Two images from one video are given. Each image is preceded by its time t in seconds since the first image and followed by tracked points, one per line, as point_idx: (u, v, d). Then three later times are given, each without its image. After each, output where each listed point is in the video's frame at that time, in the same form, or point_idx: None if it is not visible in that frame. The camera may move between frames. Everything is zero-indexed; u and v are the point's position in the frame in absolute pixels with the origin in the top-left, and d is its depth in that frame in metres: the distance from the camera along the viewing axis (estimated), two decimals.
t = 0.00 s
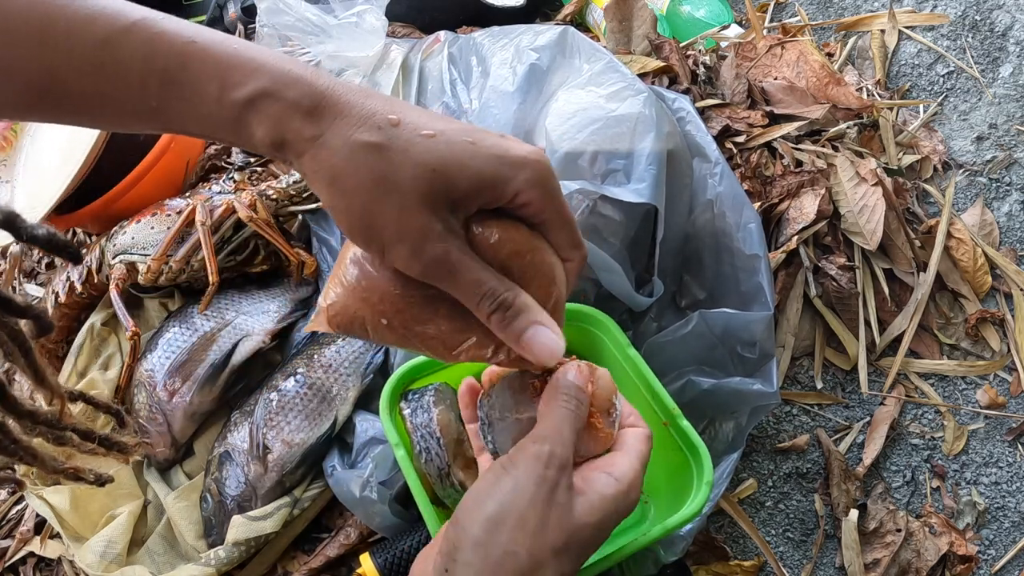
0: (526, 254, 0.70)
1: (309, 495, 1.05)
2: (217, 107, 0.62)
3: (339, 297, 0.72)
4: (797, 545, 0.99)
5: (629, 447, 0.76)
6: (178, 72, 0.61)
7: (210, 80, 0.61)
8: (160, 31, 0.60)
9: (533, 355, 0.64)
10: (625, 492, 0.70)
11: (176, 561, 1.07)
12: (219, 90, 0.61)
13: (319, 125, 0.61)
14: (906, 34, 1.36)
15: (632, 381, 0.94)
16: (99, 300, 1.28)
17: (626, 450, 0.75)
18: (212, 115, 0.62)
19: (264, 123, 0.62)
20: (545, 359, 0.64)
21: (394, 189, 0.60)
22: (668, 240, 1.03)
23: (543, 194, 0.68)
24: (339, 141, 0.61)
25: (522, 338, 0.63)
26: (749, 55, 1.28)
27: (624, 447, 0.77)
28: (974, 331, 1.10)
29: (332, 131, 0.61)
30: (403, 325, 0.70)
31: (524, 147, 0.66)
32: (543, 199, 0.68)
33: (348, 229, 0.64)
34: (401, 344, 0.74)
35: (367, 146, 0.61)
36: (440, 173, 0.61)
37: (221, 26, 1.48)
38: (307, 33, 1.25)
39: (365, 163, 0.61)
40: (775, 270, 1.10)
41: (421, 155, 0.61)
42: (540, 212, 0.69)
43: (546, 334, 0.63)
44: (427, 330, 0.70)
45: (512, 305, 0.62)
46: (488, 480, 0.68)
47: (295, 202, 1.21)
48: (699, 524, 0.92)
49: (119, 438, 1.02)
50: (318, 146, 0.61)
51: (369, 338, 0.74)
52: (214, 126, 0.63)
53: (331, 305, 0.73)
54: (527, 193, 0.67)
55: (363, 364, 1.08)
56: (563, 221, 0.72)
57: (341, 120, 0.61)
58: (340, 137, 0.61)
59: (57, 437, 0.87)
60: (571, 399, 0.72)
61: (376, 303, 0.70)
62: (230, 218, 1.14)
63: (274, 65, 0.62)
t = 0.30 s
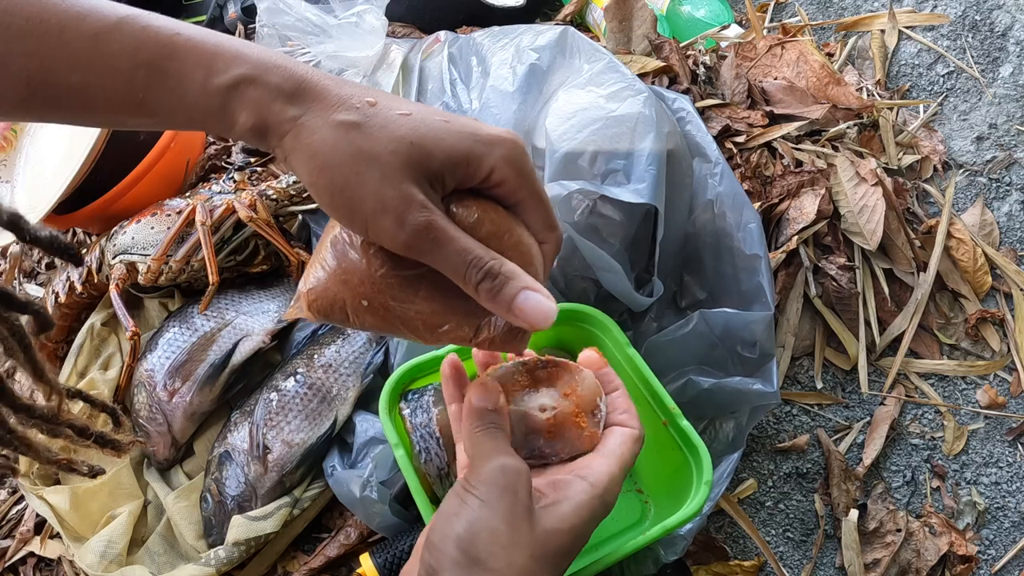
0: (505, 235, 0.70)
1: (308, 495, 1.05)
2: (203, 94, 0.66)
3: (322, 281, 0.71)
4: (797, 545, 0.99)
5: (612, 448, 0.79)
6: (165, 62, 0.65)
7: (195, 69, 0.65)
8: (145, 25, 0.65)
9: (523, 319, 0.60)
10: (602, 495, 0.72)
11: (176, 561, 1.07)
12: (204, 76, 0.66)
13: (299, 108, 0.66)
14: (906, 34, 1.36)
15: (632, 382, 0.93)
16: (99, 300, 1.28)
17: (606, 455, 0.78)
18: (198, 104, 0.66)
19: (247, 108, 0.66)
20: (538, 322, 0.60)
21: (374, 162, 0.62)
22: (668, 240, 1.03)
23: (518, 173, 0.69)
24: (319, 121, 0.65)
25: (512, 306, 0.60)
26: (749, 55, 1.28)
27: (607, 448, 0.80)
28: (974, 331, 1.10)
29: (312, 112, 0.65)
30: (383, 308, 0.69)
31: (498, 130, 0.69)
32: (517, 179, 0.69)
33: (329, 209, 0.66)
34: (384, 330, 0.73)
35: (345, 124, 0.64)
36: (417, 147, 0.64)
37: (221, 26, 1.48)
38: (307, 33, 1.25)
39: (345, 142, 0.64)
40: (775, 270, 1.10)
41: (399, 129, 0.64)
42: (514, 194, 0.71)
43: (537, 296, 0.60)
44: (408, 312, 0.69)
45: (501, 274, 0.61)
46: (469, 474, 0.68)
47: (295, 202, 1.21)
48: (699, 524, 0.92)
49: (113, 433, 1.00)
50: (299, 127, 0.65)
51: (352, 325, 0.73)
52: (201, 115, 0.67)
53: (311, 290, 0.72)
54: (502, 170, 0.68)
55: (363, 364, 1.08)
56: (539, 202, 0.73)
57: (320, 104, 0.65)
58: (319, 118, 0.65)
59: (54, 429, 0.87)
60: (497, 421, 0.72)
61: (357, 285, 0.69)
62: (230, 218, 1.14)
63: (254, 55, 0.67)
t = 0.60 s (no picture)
0: (497, 230, 0.70)
1: (308, 495, 1.05)
2: (199, 98, 0.67)
3: (321, 283, 0.72)
4: (797, 545, 0.99)
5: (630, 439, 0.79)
6: (163, 67, 0.67)
7: (190, 73, 0.67)
8: (142, 32, 0.67)
9: (518, 307, 0.61)
10: (629, 501, 0.71)
11: (176, 561, 1.07)
12: (200, 80, 0.67)
13: (293, 108, 0.67)
14: (906, 34, 1.36)
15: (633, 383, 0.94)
16: (98, 300, 1.28)
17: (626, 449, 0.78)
18: (195, 107, 0.68)
19: (242, 110, 0.67)
20: (534, 309, 0.60)
21: (367, 159, 0.63)
22: (668, 240, 1.03)
23: (507, 167, 0.70)
24: (312, 120, 0.66)
25: (507, 295, 0.60)
26: (749, 55, 1.28)
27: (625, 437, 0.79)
28: (974, 331, 1.10)
29: (305, 111, 0.66)
30: (380, 305, 0.70)
31: (487, 126, 0.70)
32: (506, 174, 0.70)
33: (325, 206, 0.67)
34: (383, 327, 0.73)
35: (339, 123, 0.65)
36: (409, 144, 0.64)
37: (221, 26, 1.48)
38: (307, 33, 1.25)
39: (337, 138, 0.65)
40: (775, 270, 1.10)
41: (391, 127, 0.65)
42: (503, 189, 0.72)
43: (531, 284, 0.60)
44: (404, 308, 0.69)
45: (495, 263, 0.60)
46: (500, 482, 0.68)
47: (295, 202, 1.21)
48: (699, 524, 0.92)
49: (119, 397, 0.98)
50: (293, 126, 0.66)
51: (351, 324, 0.74)
52: (198, 118, 0.69)
53: (310, 291, 0.73)
54: (492, 164, 0.69)
55: (363, 364, 1.08)
56: (530, 196, 0.74)
57: (313, 104, 0.66)
58: (312, 117, 0.66)
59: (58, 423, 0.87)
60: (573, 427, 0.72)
61: (353, 283, 0.70)
62: (230, 217, 1.14)
63: (248, 59, 0.69)
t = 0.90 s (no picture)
0: (487, 227, 0.69)
1: (308, 495, 1.05)
2: (189, 99, 0.68)
3: (314, 286, 0.71)
4: (797, 545, 0.99)
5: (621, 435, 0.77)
6: (153, 70, 0.67)
7: (180, 76, 0.67)
8: (133, 36, 0.67)
9: (510, 303, 0.61)
10: (619, 506, 0.69)
11: (176, 561, 1.06)
12: (190, 82, 0.67)
13: (282, 109, 0.67)
14: (906, 34, 1.36)
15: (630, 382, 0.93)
16: (99, 300, 1.28)
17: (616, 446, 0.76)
18: (185, 109, 0.68)
19: (232, 111, 0.67)
20: (525, 304, 0.61)
21: (356, 157, 0.63)
22: (669, 240, 1.03)
23: (497, 164, 0.70)
24: (302, 121, 0.66)
25: (498, 290, 0.61)
26: (749, 55, 1.28)
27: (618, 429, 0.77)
28: (974, 331, 1.10)
29: (295, 112, 0.66)
30: (371, 305, 0.69)
31: (476, 125, 0.70)
32: (496, 172, 0.70)
33: (316, 206, 0.67)
34: (377, 330, 0.72)
35: (329, 122, 0.65)
36: (398, 142, 0.65)
37: (221, 26, 1.48)
38: (307, 33, 1.25)
39: (327, 138, 0.65)
40: (775, 270, 1.10)
41: (380, 125, 0.65)
42: (493, 187, 0.71)
43: (521, 279, 0.60)
44: (394, 308, 0.69)
45: (485, 259, 0.61)
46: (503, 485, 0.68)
47: (295, 202, 1.21)
48: (699, 524, 0.92)
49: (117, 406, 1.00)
50: (283, 127, 0.66)
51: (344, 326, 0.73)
52: (188, 120, 0.69)
53: (303, 293, 0.72)
54: (481, 162, 0.69)
55: (363, 364, 1.08)
56: (521, 195, 0.73)
57: (303, 105, 0.67)
58: (302, 117, 0.66)
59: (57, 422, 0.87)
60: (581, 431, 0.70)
61: (345, 283, 0.69)
62: (230, 217, 1.14)
63: (238, 62, 0.69)
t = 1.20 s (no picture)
0: (469, 218, 0.71)
1: (308, 495, 1.05)
2: (172, 93, 0.67)
3: (301, 287, 0.71)
4: (797, 545, 0.99)
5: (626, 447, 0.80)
6: (137, 64, 0.66)
7: (163, 70, 0.67)
8: (112, 33, 0.66)
9: (472, 307, 0.67)
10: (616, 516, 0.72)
11: (176, 561, 1.07)
12: (174, 76, 0.67)
13: (264, 100, 0.67)
14: (906, 34, 1.36)
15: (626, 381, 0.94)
16: (98, 300, 1.28)
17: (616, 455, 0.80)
18: (169, 104, 0.67)
19: (215, 103, 0.67)
20: (486, 313, 0.67)
21: (338, 146, 0.64)
22: (669, 240, 1.03)
23: (478, 154, 0.73)
24: (283, 110, 0.66)
25: (462, 294, 0.66)
26: (749, 55, 1.28)
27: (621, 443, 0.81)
28: (974, 331, 1.10)
29: (276, 103, 0.67)
30: (363, 302, 0.69)
31: (454, 116, 0.72)
32: (475, 161, 0.73)
33: (300, 201, 0.67)
34: (363, 326, 0.72)
35: (308, 113, 0.66)
36: (378, 132, 0.66)
37: (221, 26, 1.48)
38: (307, 33, 1.25)
39: (308, 127, 0.65)
40: (775, 270, 1.10)
41: (361, 117, 0.66)
42: (472, 175, 0.74)
43: (484, 291, 0.66)
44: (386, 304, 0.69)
45: (460, 264, 0.65)
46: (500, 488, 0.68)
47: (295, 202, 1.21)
48: (699, 524, 0.92)
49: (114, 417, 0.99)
50: (264, 118, 0.67)
51: (332, 327, 0.73)
52: (174, 115, 0.68)
53: (291, 296, 0.71)
54: (461, 152, 0.71)
55: (363, 364, 1.08)
56: (498, 184, 0.76)
57: (283, 95, 0.67)
58: (283, 107, 0.67)
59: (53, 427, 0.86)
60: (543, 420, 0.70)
61: (336, 280, 0.69)
62: (230, 218, 1.14)
63: (216, 56, 0.69)
